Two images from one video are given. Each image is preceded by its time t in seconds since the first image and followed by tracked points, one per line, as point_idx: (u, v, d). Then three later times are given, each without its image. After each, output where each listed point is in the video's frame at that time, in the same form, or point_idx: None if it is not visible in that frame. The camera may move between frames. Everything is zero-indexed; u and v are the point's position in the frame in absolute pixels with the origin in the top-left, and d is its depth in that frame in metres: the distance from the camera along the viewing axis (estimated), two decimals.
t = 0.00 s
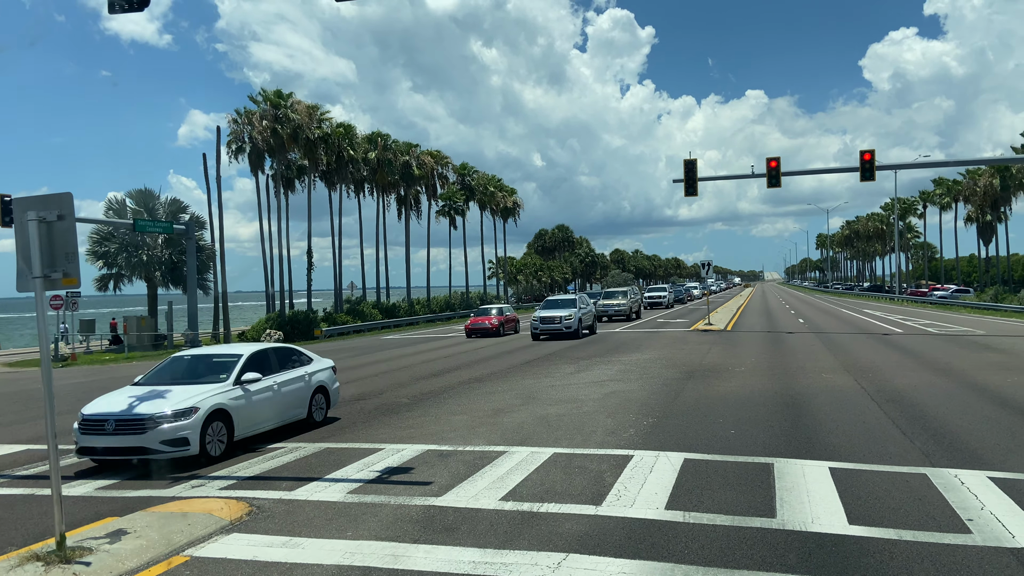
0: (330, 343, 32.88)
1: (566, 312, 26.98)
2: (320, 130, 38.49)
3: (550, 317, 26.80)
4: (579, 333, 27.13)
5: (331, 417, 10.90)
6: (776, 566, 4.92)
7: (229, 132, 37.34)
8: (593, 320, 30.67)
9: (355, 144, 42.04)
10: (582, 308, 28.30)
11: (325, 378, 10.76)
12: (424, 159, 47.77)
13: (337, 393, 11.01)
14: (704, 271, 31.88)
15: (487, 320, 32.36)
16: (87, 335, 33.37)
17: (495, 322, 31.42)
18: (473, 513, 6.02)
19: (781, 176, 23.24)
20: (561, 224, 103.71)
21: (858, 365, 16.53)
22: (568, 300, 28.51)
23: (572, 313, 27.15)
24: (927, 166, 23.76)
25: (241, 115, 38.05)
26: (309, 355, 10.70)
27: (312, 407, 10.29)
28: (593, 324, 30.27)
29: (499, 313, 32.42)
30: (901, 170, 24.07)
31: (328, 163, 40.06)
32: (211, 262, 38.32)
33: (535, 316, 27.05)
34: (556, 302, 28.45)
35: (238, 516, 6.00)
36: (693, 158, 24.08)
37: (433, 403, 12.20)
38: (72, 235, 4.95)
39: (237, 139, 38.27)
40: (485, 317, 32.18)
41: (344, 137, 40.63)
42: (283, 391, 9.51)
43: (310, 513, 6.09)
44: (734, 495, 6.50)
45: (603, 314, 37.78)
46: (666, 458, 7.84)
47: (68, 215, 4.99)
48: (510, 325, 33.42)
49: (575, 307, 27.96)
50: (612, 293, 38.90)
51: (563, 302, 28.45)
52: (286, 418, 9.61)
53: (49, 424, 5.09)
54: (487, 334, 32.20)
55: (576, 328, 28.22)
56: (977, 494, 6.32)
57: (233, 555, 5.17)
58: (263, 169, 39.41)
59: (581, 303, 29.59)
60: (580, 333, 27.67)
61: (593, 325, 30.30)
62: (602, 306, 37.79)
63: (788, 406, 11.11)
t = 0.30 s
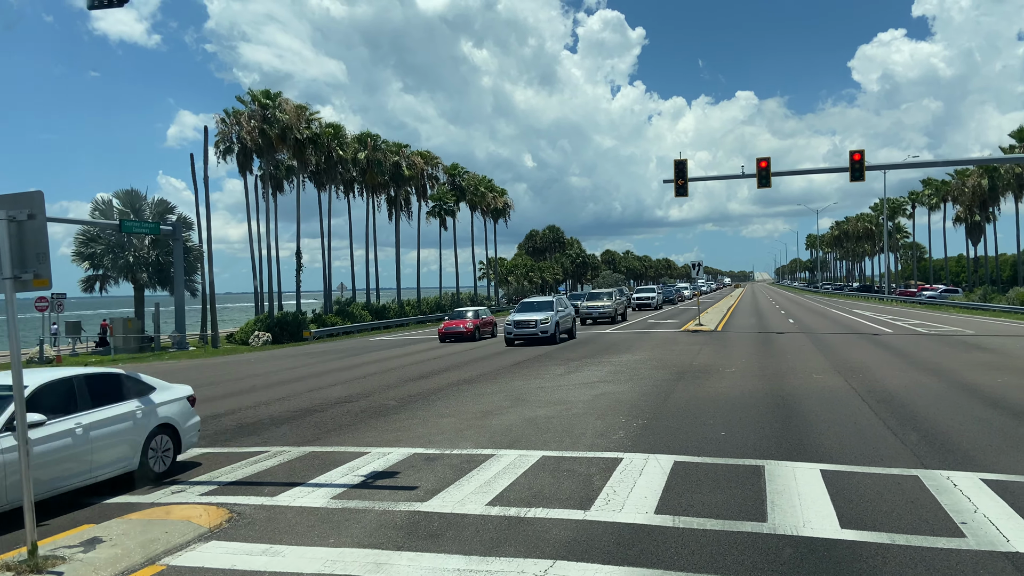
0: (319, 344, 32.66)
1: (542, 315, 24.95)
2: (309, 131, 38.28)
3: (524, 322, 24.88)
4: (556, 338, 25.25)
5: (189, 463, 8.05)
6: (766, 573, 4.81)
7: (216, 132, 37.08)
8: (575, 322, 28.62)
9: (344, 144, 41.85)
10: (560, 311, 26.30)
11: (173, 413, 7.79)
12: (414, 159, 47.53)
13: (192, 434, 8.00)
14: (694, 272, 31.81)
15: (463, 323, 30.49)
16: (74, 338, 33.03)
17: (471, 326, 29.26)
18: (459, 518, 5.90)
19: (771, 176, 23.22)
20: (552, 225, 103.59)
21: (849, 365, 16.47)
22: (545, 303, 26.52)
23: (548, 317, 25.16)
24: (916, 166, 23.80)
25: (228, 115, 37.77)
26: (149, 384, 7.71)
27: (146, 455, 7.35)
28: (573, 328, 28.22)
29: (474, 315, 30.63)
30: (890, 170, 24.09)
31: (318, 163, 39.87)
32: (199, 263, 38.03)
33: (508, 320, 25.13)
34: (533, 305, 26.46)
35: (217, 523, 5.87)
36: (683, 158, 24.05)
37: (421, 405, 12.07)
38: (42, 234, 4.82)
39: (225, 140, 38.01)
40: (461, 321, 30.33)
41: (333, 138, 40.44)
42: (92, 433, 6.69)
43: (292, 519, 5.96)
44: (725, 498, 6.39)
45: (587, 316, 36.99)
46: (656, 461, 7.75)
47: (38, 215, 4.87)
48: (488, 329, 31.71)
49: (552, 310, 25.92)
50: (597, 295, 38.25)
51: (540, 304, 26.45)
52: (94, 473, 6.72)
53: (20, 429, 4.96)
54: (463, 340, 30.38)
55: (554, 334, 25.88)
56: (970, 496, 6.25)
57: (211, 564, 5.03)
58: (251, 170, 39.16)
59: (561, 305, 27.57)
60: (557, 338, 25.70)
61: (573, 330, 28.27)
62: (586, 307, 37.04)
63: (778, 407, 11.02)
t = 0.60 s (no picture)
0: (309, 345, 32.47)
1: (516, 318, 22.83)
2: (298, 130, 38.06)
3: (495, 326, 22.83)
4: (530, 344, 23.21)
5: None
6: None
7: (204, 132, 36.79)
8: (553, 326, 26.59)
9: (334, 144, 41.65)
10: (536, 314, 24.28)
11: None
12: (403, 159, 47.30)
13: None
14: (685, 271, 31.74)
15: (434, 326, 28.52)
16: (59, 339, 32.67)
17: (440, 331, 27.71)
18: (445, 524, 5.79)
19: (761, 176, 23.20)
20: (543, 225, 103.54)
21: (839, 365, 16.46)
22: (519, 304, 24.47)
23: (522, 321, 23.10)
24: (905, 166, 23.84)
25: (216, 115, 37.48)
26: None
27: None
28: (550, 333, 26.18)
29: (446, 318, 28.75)
30: (879, 170, 24.12)
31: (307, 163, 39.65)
32: (186, 263, 37.73)
33: (478, 323, 23.06)
34: (507, 306, 24.42)
35: (198, 530, 5.74)
36: (673, 158, 24.01)
37: (409, 407, 11.96)
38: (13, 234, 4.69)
39: (213, 140, 37.73)
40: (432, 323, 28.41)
41: (322, 137, 40.25)
42: None
43: (275, 525, 5.84)
44: (716, 502, 6.29)
45: (570, 318, 35.54)
46: (646, 463, 7.66)
47: (8, 215, 4.75)
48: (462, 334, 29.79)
49: (526, 313, 23.86)
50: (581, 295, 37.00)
51: (514, 306, 24.40)
52: None
53: None
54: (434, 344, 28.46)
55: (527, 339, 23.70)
56: (963, 498, 6.18)
57: (190, 571, 4.91)
58: (240, 170, 38.88)
59: (538, 307, 25.52)
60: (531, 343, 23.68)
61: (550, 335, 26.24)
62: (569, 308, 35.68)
63: (769, 408, 10.97)
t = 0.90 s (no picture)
0: (298, 345, 32.28)
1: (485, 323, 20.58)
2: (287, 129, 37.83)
3: (462, 331, 20.52)
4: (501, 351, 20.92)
5: None
6: None
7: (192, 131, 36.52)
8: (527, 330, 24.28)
9: (323, 143, 41.45)
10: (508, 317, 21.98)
11: None
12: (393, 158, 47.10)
13: None
14: (675, 271, 31.67)
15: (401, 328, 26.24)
16: (45, 340, 32.35)
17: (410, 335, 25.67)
18: (432, 527, 5.69)
19: (751, 175, 23.19)
20: (534, 224, 103.52)
21: (829, 364, 16.45)
22: (491, 306, 22.15)
23: (492, 325, 20.82)
24: (894, 165, 23.88)
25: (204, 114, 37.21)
26: None
27: None
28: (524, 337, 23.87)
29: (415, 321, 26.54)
30: (869, 169, 24.14)
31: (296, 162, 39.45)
32: (174, 263, 37.45)
33: (442, 327, 20.72)
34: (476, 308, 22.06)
35: (179, 535, 5.64)
36: (663, 157, 23.97)
37: (398, 408, 11.86)
38: None
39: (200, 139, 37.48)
40: (398, 326, 25.97)
41: (311, 136, 40.07)
42: None
43: (259, 529, 5.73)
44: (707, 503, 6.22)
45: (552, 319, 33.54)
46: (636, 464, 7.59)
47: None
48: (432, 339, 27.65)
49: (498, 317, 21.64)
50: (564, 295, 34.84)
51: (485, 308, 22.05)
52: None
53: None
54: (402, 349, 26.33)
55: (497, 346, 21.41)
56: (954, 498, 6.15)
57: None
58: (228, 169, 38.62)
59: (510, 309, 23.18)
60: (502, 349, 21.40)
61: (524, 340, 23.92)
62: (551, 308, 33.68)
63: (760, 408, 10.93)
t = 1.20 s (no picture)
0: (288, 345, 32.12)
1: (447, 326, 18.15)
2: (275, 127, 37.60)
3: (422, 336, 18.04)
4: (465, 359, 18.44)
5: None
6: None
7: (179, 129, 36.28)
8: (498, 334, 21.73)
9: (312, 141, 41.26)
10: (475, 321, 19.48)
11: None
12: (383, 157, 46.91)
13: None
14: (666, 269, 31.63)
15: (356, 333, 23.74)
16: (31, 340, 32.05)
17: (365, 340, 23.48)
18: (419, 530, 5.61)
19: (741, 173, 23.20)
20: (524, 223, 103.49)
21: (819, 362, 16.47)
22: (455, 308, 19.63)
23: (455, 330, 18.37)
24: (883, 163, 23.93)
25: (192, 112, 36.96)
26: None
27: None
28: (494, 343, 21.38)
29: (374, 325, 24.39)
30: (858, 167, 24.17)
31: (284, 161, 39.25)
32: (162, 263, 37.20)
33: (399, 332, 18.24)
34: (439, 311, 19.53)
35: (161, 539, 5.57)
36: (654, 155, 23.94)
37: (386, 408, 11.78)
38: None
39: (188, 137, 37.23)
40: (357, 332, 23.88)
41: (300, 134, 39.88)
42: None
43: (242, 532, 5.66)
44: (697, 503, 6.17)
45: (531, 321, 31.73)
46: (626, 464, 7.55)
47: None
48: (390, 345, 25.31)
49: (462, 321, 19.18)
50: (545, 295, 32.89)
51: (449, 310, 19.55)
52: None
53: None
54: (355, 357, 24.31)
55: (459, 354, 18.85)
56: (945, 498, 6.11)
57: None
58: (216, 167, 38.38)
59: (479, 311, 20.67)
60: (468, 357, 18.91)
61: (494, 346, 21.40)
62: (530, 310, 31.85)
63: (750, 406, 10.91)
